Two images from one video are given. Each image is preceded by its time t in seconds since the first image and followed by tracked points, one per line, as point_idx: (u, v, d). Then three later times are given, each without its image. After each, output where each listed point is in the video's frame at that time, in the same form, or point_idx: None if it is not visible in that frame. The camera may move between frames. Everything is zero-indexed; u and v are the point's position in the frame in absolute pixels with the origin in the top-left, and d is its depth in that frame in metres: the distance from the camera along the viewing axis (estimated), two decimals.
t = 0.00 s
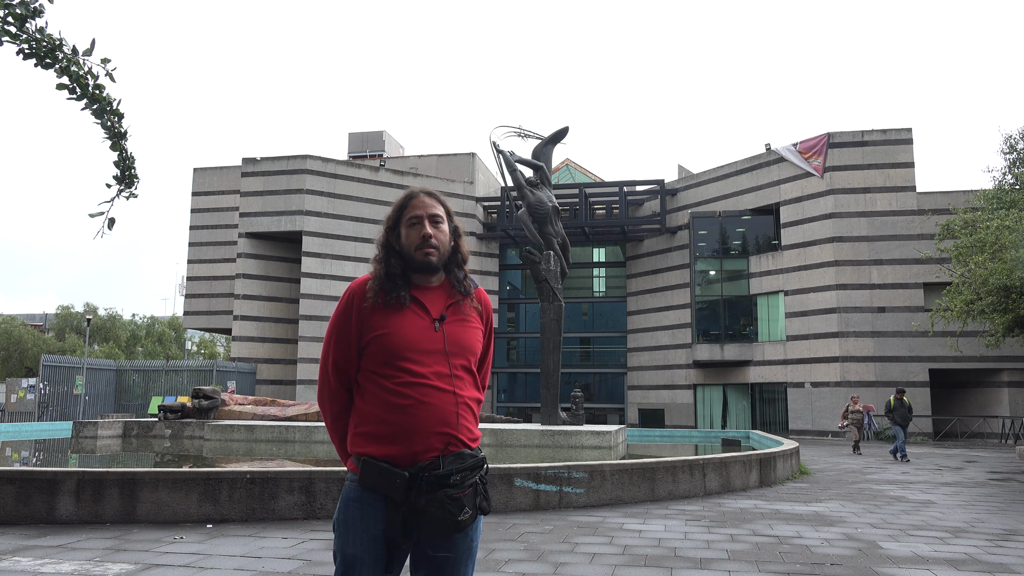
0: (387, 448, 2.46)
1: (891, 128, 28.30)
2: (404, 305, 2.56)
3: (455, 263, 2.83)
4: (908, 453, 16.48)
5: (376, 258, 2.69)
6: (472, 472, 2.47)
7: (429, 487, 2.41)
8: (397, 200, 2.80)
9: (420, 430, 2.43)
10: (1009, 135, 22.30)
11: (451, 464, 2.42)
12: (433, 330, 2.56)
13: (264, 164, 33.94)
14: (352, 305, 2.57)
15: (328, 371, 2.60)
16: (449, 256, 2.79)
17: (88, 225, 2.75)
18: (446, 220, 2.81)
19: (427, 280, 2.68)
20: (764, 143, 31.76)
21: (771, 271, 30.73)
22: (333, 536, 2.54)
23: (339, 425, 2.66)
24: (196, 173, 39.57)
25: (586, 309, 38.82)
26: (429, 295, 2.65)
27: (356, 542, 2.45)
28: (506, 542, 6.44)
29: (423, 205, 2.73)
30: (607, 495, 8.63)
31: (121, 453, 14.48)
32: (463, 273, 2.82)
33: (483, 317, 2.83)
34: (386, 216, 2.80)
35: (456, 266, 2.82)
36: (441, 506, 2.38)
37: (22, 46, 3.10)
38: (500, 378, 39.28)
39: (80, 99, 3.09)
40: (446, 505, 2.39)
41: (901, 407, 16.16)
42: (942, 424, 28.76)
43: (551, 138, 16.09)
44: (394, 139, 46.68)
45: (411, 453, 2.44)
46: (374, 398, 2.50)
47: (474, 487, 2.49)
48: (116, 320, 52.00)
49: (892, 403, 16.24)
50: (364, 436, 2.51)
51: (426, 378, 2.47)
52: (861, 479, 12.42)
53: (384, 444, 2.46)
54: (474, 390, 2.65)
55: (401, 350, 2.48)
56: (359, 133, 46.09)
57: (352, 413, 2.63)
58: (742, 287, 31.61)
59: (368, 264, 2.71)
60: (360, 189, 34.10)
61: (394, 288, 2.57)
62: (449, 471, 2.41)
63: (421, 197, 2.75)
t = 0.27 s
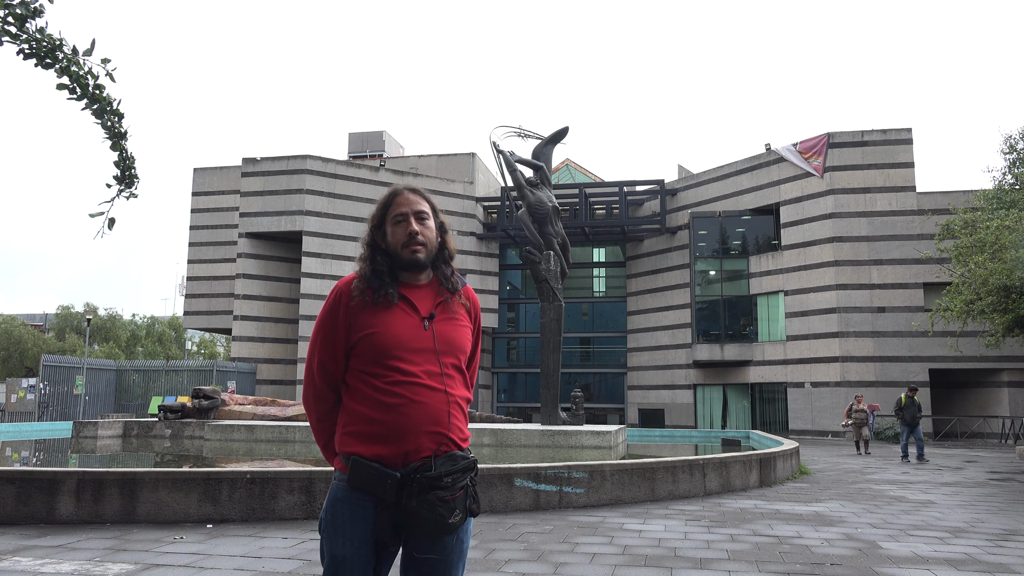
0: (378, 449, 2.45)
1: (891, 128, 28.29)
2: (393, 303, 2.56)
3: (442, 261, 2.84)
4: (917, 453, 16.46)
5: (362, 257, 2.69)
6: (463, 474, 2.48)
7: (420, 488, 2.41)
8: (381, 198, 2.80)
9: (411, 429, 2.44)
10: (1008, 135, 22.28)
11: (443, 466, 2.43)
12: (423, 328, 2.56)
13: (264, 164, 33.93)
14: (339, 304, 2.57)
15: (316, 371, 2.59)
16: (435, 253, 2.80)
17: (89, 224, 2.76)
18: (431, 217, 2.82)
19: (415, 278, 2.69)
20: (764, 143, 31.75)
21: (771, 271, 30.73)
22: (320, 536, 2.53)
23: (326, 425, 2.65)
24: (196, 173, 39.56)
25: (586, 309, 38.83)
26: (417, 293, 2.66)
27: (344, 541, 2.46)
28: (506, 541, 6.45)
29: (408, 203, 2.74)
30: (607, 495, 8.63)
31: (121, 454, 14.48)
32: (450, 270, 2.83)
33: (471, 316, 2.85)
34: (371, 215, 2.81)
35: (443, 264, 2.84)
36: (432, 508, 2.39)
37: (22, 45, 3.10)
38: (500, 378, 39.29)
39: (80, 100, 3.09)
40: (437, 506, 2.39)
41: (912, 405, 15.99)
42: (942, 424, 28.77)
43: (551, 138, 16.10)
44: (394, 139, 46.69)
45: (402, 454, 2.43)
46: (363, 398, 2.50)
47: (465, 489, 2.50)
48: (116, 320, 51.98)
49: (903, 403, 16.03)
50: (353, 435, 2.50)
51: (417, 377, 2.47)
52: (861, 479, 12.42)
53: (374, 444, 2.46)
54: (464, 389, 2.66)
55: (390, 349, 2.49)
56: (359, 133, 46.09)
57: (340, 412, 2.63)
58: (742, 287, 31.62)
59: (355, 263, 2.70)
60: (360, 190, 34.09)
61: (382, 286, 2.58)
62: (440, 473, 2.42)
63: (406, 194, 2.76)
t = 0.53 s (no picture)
0: (371, 450, 2.44)
1: (891, 128, 28.27)
2: (384, 301, 2.55)
3: (431, 257, 2.84)
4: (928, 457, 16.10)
5: (351, 255, 2.68)
6: (456, 476, 2.48)
7: (414, 491, 2.40)
8: (368, 195, 2.80)
9: (405, 429, 2.43)
10: (1008, 134, 22.24)
11: (437, 468, 2.43)
12: (414, 326, 2.56)
13: (264, 164, 33.92)
14: (329, 303, 2.56)
15: (306, 372, 2.58)
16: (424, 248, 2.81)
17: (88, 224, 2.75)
18: (418, 212, 2.82)
19: (405, 274, 2.68)
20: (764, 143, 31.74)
21: (771, 271, 30.73)
22: (311, 537, 2.52)
23: (316, 426, 2.64)
24: (196, 173, 39.54)
25: (586, 309, 38.83)
26: (408, 291, 2.66)
27: (337, 544, 2.44)
28: (506, 541, 6.45)
29: (395, 198, 2.73)
30: (607, 495, 8.62)
31: (121, 454, 14.48)
32: (440, 266, 2.83)
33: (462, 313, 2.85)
34: (358, 213, 2.80)
35: (432, 260, 2.84)
36: (426, 510, 2.37)
37: (22, 46, 3.10)
38: (500, 378, 39.29)
39: (80, 100, 3.09)
40: (431, 509, 2.38)
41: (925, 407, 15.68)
42: (942, 424, 28.77)
43: (551, 138, 16.09)
44: (394, 139, 46.68)
45: (395, 455, 2.42)
46: (354, 399, 2.49)
47: (458, 492, 2.50)
48: (116, 320, 51.93)
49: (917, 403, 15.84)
50: (345, 435, 2.49)
51: (410, 377, 2.47)
52: (861, 479, 12.42)
53: (367, 444, 2.45)
54: (456, 388, 2.66)
55: (382, 348, 2.48)
56: (359, 133, 46.07)
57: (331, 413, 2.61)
58: (742, 287, 31.61)
59: (343, 262, 2.70)
60: (360, 190, 34.08)
61: (372, 284, 2.57)
62: (434, 475, 2.41)
63: (393, 190, 2.76)
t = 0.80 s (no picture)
0: (367, 450, 2.44)
1: (891, 128, 28.26)
2: (379, 301, 2.56)
3: (425, 257, 2.85)
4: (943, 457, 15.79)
5: (345, 255, 2.68)
6: (454, 475, 2.48)
7: (412, 489, 2.39)
8: (363, 194, 2.79)
9: (402, 429, 2.43)
10: (1008, 134, 22.22)
11: (434, 467, 2.43)
12: (409, 326, 2.56)
13: (264, 164, 33.93)
14: (323, 303, 2.55)
15: (301, 371, 2.57)
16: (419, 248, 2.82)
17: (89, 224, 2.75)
18: (413, 212, 2.83)
19: (399, 275, 2.69)
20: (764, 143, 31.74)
21: (771, 271, 30.73)
22: (309, 538, 2.52)
23: (310, 427, 2.64)
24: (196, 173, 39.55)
25: (586, 308, 38.83)
26: (402, 291, 2.66)
27: (334, 544, 2.44)
28: (506, 541, 6.45)
29: (391, 197, 2.74)
30: (607, 495, 8.62)
31: (121, 454, 14.48)
32: (434, 266, 2.84)
33: (455, 313, 2.85)
34: (352, 213, 2.79)
35: (427, 260, 2.85)
36: (424, 509, 2.37)
37: (22, 46, 3.10)
38: (500, 378, 39.28)
39: (80, 100, 3.09)
40: (429, 508, 2.38)
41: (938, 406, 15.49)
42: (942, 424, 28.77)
43: (551, 138, 16.09)
44: (394, 139, 46.68)
45: (392, 454, 2.42)
46: (348, 398, 2.49)
47: (456, 491, 2.50)
48: (116, 320, 51.90)
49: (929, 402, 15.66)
50: (340, 435, 2.49)
51: (405, 376, 2.47)
52: (861, 479, 12.43)
53: (363, 444, 2.45)
54: (451, 388, 2.66)
55: (378, 347, 2.48)
56: (359, 133, 46.07)
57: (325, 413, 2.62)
58: (742, 287, 31.60)
59: (337, 262, 2.69)
60: (360, 190, 34.09)
61: (367, 284, 2.57)
62: (432, 473, 2.41)
63: (388, 189, 2.76)
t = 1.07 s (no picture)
0: (367, 449, 2.43)
1: (892, 128, 28.27)
2: (377, 302, 2.55)
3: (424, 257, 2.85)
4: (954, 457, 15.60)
5: (345, 254, 2.67)
6: (454, 472, 2.48)
7: (413, 486, 2.39)
8: (364, 192, 2.78)
9: (401, 427, 2.43)
10: (1008, 134, 22.20)
11: (434, 464, 2.42)
12: (407, 325, 2.56)
13: (264, 164, 33.94)
14: (321, 302, 2.55)
15: (299, 370, 2.57)
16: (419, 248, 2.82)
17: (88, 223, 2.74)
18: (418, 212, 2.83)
19: (400, 275, 2.69)
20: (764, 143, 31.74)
21: (771, 271, 30.73)
22: (309, 537, 2.52)
23: (308, 426, 2.64)
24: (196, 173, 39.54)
25: (586, 309, 38.83)
26: (401, 290, 2.67)
27: (335, 542, 2.44)
28: (506, 541, 6.44)
29: (395, 196, 2.73)
30: (607, 495, 8.62)
31: (121, 454, 14.47)
32: (432, 266, 2.84)
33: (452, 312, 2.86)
34: (351, 210, 2.78)
35: (425, 260, 2.85)
36: (425, 507, 2.37)
37: (21, 46, 3.10)
38: (500, 378, 39.28)
39: (80, 100, 3.09)
40: (429, 505, 2.37)
41: (950, 406, 15.32)
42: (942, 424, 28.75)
43: (551, 138, 16.10)
44: (394, 139, 46.68)
45: (392, 452, 2.42)
46: (347, 396, 2.49)
47: (457, 488, 2.50)
48: (116, 320, 51.87)
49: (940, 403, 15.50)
50: (339, 434, 2.49)
51: (403, 374, 2.47)
52: (861, 479, 12.43)
53: (362, 442, 2.44)
54: (449, 386, 2.66)
55: (376, 346, 2.48)
56: (359, 133, 46.06)
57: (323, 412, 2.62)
58: (742, 287, 31.60)
59: (335, 261, 2.68)
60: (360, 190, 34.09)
61: (366, 285, 2.56)
62: (432, 470, 2.40)
63: (391, 188, 2.75)
